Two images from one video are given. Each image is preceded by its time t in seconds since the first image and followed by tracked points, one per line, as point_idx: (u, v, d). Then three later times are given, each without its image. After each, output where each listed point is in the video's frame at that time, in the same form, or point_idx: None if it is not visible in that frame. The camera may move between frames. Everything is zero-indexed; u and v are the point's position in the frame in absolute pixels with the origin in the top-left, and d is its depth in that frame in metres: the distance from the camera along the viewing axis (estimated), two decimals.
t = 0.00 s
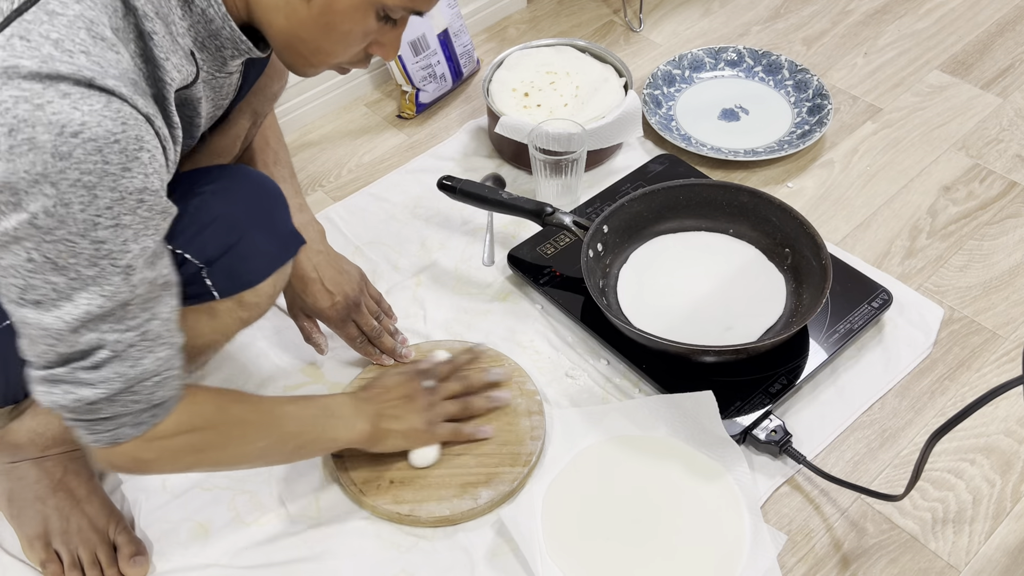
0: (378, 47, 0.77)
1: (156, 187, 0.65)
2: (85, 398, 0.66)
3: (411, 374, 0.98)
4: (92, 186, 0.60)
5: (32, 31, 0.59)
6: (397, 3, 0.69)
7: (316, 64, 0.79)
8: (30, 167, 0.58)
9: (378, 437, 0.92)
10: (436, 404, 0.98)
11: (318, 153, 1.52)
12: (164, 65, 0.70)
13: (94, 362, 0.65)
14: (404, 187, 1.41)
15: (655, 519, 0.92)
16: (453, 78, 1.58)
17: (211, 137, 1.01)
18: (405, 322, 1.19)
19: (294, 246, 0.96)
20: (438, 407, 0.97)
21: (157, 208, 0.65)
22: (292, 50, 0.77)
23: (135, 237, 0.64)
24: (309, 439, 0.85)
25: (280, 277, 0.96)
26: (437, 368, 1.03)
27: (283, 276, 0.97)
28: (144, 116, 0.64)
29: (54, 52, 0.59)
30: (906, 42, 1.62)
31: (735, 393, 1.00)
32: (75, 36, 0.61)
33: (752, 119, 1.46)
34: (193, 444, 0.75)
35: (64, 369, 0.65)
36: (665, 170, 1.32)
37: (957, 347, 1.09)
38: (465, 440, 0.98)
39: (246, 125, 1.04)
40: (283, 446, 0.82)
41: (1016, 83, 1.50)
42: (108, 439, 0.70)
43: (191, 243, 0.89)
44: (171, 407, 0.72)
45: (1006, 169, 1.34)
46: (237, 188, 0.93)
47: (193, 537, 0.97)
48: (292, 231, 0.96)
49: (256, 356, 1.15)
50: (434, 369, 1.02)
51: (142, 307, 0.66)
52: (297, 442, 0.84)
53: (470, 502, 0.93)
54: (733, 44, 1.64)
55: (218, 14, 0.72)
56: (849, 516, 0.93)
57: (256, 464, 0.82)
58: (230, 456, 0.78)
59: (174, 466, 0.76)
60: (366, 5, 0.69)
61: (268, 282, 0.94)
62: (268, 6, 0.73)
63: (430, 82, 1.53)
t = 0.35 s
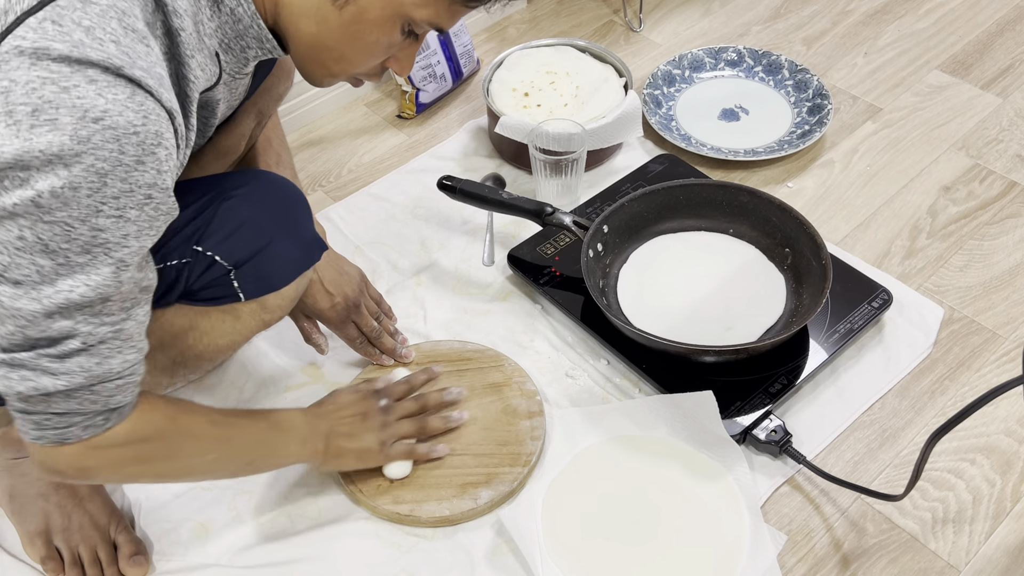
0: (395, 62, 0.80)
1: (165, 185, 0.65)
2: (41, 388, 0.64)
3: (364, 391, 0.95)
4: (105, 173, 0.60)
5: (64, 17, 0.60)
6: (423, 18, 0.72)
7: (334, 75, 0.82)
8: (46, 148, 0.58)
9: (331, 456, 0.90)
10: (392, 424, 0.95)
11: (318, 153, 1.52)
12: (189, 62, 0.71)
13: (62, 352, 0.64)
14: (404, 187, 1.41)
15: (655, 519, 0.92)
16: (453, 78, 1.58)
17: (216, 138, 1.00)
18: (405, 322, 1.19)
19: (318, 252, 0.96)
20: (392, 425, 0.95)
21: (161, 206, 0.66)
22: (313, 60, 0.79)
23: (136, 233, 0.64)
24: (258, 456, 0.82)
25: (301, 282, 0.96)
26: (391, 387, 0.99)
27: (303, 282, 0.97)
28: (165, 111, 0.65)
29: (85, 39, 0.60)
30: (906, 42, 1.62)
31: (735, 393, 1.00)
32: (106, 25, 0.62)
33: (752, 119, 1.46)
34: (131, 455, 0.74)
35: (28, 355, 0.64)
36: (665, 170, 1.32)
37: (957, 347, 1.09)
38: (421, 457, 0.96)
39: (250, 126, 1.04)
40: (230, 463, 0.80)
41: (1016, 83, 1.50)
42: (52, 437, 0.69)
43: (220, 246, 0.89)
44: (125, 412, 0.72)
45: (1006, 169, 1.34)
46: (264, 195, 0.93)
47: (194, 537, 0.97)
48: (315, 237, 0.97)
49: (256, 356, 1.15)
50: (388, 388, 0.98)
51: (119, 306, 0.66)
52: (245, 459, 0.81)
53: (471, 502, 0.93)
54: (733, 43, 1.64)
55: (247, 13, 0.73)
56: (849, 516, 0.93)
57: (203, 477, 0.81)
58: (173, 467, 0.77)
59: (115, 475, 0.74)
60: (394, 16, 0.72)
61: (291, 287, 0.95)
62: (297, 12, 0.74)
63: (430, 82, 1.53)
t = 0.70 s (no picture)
0: (393, 81, 0.81)
1: (170, 186, 0.65)
2: (41, 389, 0.65)
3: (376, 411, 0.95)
4: (109, 174, 0.61)
5: (73, 17, 0.60)
6: (429, 37, 0.73)
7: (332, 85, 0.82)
8: (50, 146, 0.58)
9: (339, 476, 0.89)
10: (405, 445, 0.93)
11: (317, 152, 1.52)
12: (195, 65, 0.70)
13: (62, 352, 0.65)
14: (403, 187, 1.40)
15: (656, 519, 0.92)
16: (453, 78, 1.58)
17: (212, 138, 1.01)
18: (405, 322, 1.19)
19: (314, 248, 0.95)
20: (404, 446, 0.93)
21: (166, 207, 0.66)
22: (312, 70, 0.79)
23: (139, 233, 0.64)
24: (265, 470, 0.83)
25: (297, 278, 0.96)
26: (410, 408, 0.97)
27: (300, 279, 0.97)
28: (171, 112, 0.65)
29: (93, 38, 0.60)
30: (906, 42, 1.62)
31: (736, 393, 1.00)
32: (114, 26, 0.62)
33: (752, 119, 1.46)
34: (131, 464, 0.74)
35: (29, 355, 0.64)
36: (665, 170, 1.32)
37: (957, 348, 1.09)
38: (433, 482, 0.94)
39: (248, 125, 1.03)
40: (235, 475, 0.81)
41: (1016, 83, 1.50)
42: (56, 440, 0.69)
43: (215, 241, 0.89)
44: (126, 417, 0.72)
45: (1006, 169, 1.34)
46: (261, 191, 0.94)
47: (193, 537, 0.97)
48: (311, 232, 0.96)
49: (255, 356, 1.15)
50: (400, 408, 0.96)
51: (121, 306, 0.66)
52: (251, 474, 0.82)
53: (471, 502, 0.93)
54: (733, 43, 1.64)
55: (252, 18, 0.73)
56: (849, 516, 0.93)
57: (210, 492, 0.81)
58: (172, 479, 0.77)
59: (115, 483, 0.74)
60: (402, 32, 0.72)
61: (287, 284, 0.94)
62: (305, 19, 0.74)
63: (430, 82, 1.53)
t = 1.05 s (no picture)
0: (381, 93, 0.80)
1: (169, 187, 0.65)
2: (71, 392, 0.66)
3: (436, 421, 0.90)
4: (105, 179, 0.61)
5: (60, 23, 0.60)
6: (420, 51, 0.73)
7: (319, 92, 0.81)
8: (45, 157, 0.59)
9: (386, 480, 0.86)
10: (457, 462, 0.89)
11: (317, 153, 1.52)
12: (184, 68, 0.70)
13: (84, 357, 0.65)
14: (403, 187, 1.41)
15: (656, 519, 0.92)
16: (453, 78, 1.58)
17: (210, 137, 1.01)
18: (405, 322, 1.19)
19: (301, 245, 0.95)
20: (456, 464, 0.89)
21: (168, 209, 0.65)
22: (299, 77, 0.78)
23: (144, 236, 0.64)
24: (308, 470, 0.82)
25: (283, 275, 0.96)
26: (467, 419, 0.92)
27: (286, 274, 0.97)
28: (162, 115, 0.65)
29: (81, 45, 0.60)
30: (906, 42, 1.62)
31: (735, 393, 1.00)
32: (102, 31, 0.62)
33: (752, 119, 1.46)
34: (174, 455, 0.75)
35: (54, 362, 0.65)
36: (665, 170, 1.32)
37: (957, 348, 1.09)
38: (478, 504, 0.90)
39: (246, 123, 1.04)
40: (276, 476, 0.80)
41: (1016, 83, 1.50)
42: (94, 436, 0.70)
43: (198, 240, 0.88)
44: (160, 411, 0.72)
45: (1006, 169, 1.34)
46: (241, 187, 0.93)
47: (193, 537, 0.97)
48: (298, 230, 0.96)
49: (255, 356, 1.15)
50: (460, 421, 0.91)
51: (139, 307, 0.66)
52: (292, 475, 0.81)
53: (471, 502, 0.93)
54: (732, 43, 1.64)
55: (241, 23, 0.73)
56: (849, 516, 0.93)
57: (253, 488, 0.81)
58: (214, 470, 0.78)
59: (154, 474, 0.76)
60: (393, 44, 0.72)
61: (273, 280, 0.94)
62: (295, 27, 0.74)
63: (430, 82, 1.53)
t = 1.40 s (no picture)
0: (376, 80, 0.80)
1: (173, 171, 0.64)
2: (112, 382, 0.68)
3: (471, 400, 0.89)
4: (107, 169, 0.60)
5: (49, 15, 0.60)
6: (414, 37, 0.72)
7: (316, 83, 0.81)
8: (44, 150, 0.58)
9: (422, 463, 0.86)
10: (493, 442, 0.89)
11: (317, 153, 1.52)
12: (177, 58, 0.70)
13: (118, 347, 0.67)
14: (403, 187, 1.40)
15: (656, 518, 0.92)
16: (453, 78, 1.58)
17: (211, 136, 1.01)
18: (405, 322, 1.19)
19: (285, 241, 0.95)
20: (491, 444, 0.89)
21: (173, 193, 0.64)
22: (294, 67, 0.78)
23: (152, 222, 0.63)
24: (348, 454, 0.82)
25: (268, 272, 0.96)
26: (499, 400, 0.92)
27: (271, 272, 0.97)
28: (156, 101, 0.64)
29: (70, 35, 0.60)
30: (906, 42, 1.62)
31: (736, 393, 1.00)
32: (91, 22, 0.62)
33: (752, 119, 1.46)
34: (218, 436, 0.76)
35: (90, 355, 0.67)
36: (665, 170, 1.32)
37: (957, 348, 1.09)
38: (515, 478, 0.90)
39: (247, 125, 1.04)
40: (319, 457, 0.81)
41: (1016, 83, 1.50)
42: (141, 421, 0.72)
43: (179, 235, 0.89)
44: (200, 391, 0.74)
45: (1006, 169, 1.34)
46: (227, 186, 0.93)
47: (193, 537, 0.97)
48: (281, 226, 0.96)
49: (255, 357, 1.15)
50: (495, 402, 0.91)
51: (163, 292, 0.67)
52: (334, 456, 0.82)
53: (471, 503, 0.94)
54: (732, 44, 1.64)
55: (233, 13, 0.73)
56: (849, 516, 0.93)
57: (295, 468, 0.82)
58: (261, 451, 0.78)
59: (202, 456, 0.77)
60: (386, 31, 0.72)
61: (256, 277, 0.94)
62: (288, 18, 0.74)
63: (430, 82, 1.53)
